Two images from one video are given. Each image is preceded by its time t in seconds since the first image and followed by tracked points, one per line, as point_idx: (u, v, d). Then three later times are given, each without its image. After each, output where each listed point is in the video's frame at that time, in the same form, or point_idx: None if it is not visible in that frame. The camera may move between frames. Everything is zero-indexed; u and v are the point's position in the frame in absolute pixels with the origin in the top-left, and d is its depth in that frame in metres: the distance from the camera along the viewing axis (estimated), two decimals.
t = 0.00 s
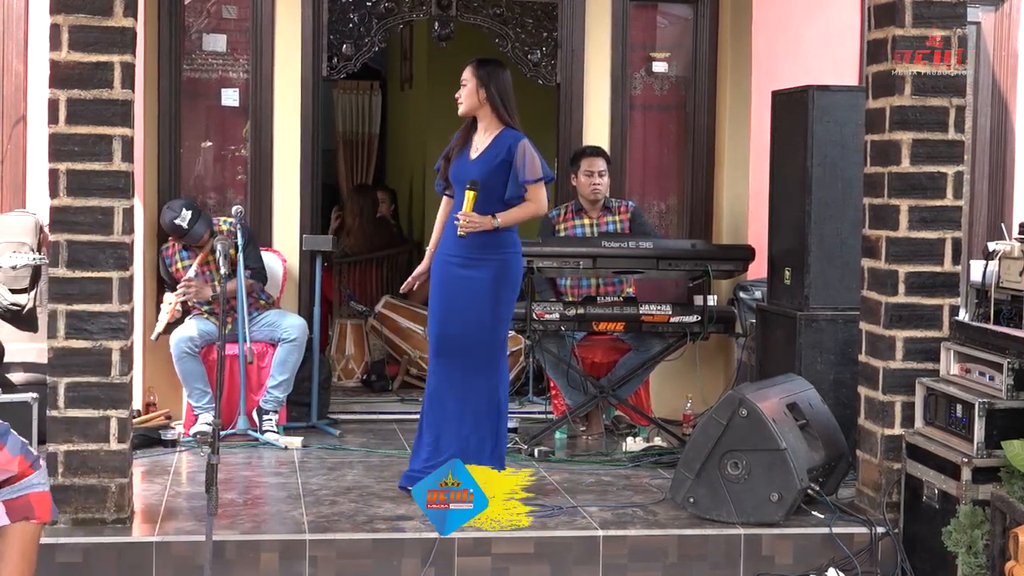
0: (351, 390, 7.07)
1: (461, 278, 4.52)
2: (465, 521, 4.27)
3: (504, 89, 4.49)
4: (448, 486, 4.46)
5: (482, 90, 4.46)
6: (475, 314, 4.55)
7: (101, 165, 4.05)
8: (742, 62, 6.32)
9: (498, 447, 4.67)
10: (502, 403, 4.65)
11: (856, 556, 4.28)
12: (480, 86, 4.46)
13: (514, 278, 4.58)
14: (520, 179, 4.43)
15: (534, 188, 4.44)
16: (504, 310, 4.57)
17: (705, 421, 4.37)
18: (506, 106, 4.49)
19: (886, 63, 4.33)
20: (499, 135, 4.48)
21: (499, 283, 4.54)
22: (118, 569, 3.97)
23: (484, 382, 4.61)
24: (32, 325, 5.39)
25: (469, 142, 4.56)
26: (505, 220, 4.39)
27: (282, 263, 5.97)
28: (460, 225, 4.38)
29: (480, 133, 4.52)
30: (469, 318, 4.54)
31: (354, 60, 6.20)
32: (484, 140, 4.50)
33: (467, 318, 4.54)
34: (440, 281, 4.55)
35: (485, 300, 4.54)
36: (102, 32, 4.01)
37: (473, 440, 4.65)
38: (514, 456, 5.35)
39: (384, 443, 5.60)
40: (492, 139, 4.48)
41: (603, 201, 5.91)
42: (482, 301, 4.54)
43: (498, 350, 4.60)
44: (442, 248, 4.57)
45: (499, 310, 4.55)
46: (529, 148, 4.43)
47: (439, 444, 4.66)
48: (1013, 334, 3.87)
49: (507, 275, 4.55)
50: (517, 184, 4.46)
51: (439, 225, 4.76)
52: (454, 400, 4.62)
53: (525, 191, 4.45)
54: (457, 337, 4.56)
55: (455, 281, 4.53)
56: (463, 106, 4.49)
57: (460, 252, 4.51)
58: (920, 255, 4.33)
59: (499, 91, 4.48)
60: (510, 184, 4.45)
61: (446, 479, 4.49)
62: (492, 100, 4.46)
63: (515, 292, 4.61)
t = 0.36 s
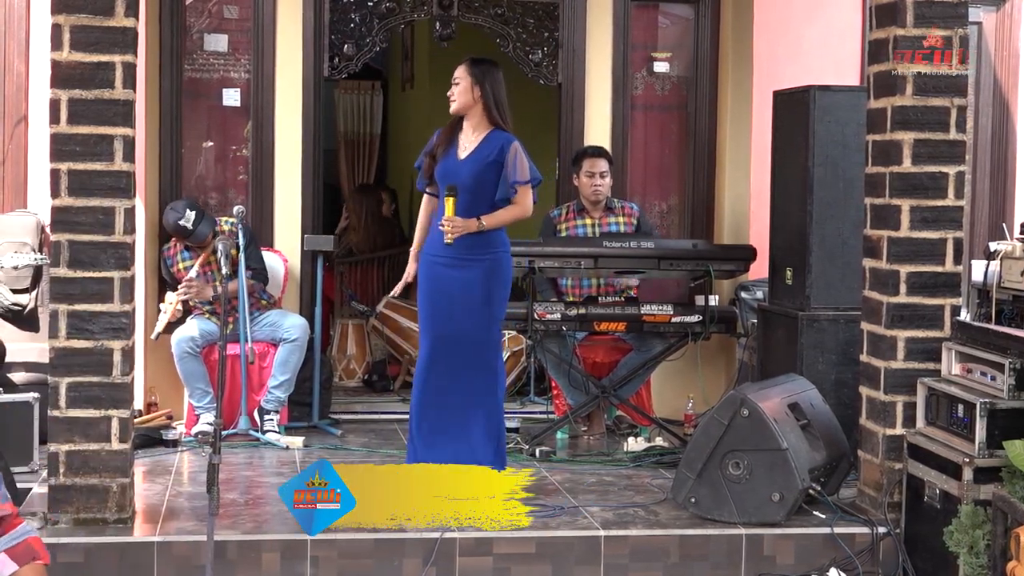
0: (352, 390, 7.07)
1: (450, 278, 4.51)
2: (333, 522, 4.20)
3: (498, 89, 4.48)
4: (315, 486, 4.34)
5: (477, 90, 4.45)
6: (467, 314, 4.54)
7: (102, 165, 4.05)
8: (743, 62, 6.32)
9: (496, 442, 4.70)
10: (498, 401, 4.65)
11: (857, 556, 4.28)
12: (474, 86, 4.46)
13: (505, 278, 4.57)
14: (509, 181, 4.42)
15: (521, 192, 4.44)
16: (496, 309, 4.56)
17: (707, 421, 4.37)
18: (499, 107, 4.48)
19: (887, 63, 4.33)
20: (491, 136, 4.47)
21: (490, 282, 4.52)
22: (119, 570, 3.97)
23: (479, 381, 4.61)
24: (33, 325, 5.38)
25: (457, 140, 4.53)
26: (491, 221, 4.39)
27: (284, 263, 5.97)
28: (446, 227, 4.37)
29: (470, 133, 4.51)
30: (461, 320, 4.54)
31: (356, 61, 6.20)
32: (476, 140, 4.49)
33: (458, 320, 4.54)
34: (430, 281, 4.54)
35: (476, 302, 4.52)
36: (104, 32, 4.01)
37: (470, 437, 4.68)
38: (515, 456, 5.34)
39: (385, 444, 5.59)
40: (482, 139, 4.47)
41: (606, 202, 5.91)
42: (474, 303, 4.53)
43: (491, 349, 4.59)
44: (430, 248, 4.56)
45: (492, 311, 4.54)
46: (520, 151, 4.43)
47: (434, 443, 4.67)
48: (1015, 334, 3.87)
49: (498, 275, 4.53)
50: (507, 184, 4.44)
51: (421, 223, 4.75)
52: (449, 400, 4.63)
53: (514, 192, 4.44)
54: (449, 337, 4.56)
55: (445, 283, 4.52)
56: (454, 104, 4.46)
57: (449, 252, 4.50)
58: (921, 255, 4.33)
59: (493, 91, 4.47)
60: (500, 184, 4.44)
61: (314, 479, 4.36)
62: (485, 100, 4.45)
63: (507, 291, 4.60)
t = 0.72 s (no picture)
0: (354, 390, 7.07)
1: (428, 281, 4.53)
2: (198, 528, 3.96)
3: (482, 91, 4.51)
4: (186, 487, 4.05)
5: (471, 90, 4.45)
6: (448, 316, 4.56)
7: (104, 165, 4.05)
8: (745, 61, 6.32)
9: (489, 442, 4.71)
10: (487, 400, 4.66)
11: (859, 556, 4.28)
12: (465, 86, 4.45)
13: (487, 276, 4.59)
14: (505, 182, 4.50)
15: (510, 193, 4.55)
16: (478, 309, 4.57)
17: (709, 421, 4.36)
18: (483, 110, 4.52)
19: (889, 63, 4.33)
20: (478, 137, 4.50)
21: (470, 283, 4.54)
22: (121, 570, 3.97)
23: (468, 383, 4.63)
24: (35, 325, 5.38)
25: (439, 140, 4.49)
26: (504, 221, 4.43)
27: (285, 263, 5.97)
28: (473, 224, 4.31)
29: (455, 133, 4.48)
30: (445, 321, 4.56)
31: (358, 60, 6.20)
32: (464, 141, 4.49)
33: (442, 321, 4.56)
34: (407, 286, 4.56)
35: (459, 301, 4.55)
36: (105, 32, 4.01)
37: (462, 438, 4.69)
38: (517, 456, 5.34)
39: (387, 443, 5.60)
40: (473, 140, 4.48)
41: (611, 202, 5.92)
42: (458, 303, 4.55)
43: (477, 349, 4.60)
44: (404, 254, 4.56)
45: (475, 311, 4.56)
46: (507, 153, 4.51)
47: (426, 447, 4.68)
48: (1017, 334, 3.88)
49: (480, 274, 4.56)
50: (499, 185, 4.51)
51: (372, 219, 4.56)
52: (438, 403, 4.64)
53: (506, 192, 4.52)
54: (433, 341, 4.58)
55: (427, 285, 4.54)
56: (447, 106, 4.41)
57: (429, 255, 4.52)
58: (923, 255, 4.33)
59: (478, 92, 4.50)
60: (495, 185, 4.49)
61: (179, 479, 3.92)
62: (476, 101, 4.48)
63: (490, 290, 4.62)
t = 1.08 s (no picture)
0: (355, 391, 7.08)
1: (424, 283, 4.57)
2: (154, 524, 4.11)
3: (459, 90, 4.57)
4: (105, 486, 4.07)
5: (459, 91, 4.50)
6: (442, 317, 4.62)
7: (105, 165, 4.06)
8: (746, 62, 6.32)
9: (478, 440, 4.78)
10: (477, 397, 4.74)
11: (859, 556, 4.28)
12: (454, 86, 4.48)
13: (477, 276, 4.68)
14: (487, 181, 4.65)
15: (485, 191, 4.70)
16: (470, 308, 4.66)
17: (709, 421, 4.36)
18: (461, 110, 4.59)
19: (889, 63, 4.33)
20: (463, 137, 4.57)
21: (463, 284, 4.62)
22: (122, 570, 3.97)
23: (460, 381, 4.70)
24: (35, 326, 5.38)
25: (435, 139, 4.48)
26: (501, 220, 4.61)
27: (286, 263, 5.97)
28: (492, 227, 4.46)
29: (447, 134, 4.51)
30: (439, 321, 4.62)
31: (359, 61, 6.21)
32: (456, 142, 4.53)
33: (437, 321, 4.62)
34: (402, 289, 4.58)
35: (452, 300, 4.62)
36: (106, 32, 4.01)
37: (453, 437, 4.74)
38: (518, 457, 5.34)
39: (388, 444, 5.60)
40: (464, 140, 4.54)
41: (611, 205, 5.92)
42: (451, 302, 4.62)
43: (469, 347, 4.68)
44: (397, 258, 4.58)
45: (468, 309, 4.64)
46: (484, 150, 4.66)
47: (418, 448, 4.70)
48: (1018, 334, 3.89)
49: (472, 274, 4.65)
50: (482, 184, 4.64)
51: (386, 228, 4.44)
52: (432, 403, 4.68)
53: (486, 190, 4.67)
54: (426, 342, 4.63)
55: (422, 287, 4.58)
56: (452, 107, 4.43)
57: (427, 257, 4.56)
58: (924, 255, 4.33)
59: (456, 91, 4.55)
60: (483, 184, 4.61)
61: (106, 479, 4.09)
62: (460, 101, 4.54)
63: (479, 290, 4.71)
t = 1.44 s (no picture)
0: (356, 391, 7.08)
1: (431, 281, 4.55)
2: (155, 524, 4.12)
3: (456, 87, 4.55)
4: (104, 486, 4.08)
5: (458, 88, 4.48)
6: (451, 316, 4.59)
7: (105, 165, 4.05)
8: (747, 62, 6.32)
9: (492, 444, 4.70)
10: (490, 401, 4.67)
11: (860, 556, 4.28)
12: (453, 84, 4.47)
13: (487, 276, 4.65)
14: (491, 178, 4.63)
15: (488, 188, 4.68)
16: (480, 308, 4.61)
17: (711, 421, 4.36)
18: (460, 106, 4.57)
19: (890, 63, 4.33)
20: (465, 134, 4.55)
21: (472, 283, 4.59)
22: (123, 570, 3.97)
23: (472, 383, 4.65)
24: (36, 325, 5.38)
25: (439, 138, 4.46)
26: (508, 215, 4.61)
27: (287, 263, 5.98)
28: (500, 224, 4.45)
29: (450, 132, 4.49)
30: (448, 320, 4.59)
31: (359, 61, 6.21)
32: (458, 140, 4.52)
33: (446, 320, 4.58)
34: (410, 287, 4.57)
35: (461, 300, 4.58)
36: (107, 32, 4.01)
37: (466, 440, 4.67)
38: (519, 457, 5.35)
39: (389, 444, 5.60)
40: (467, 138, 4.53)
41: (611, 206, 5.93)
42: (460, 301, 4.58)
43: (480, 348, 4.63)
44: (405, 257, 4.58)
45: (477, 309, 4.60)
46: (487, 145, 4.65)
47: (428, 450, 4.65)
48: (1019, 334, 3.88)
49: (481, 273, 4.62)
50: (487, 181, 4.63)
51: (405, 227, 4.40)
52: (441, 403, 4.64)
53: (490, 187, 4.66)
54: (436, 341, 4.60)
55: (429, 285, 4.56)
56: (454, 105, 4.41)
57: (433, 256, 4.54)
58: (925, 255, 4.33)
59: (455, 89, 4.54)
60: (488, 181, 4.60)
61: (106, 479, 4.09)
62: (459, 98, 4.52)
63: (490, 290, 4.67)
